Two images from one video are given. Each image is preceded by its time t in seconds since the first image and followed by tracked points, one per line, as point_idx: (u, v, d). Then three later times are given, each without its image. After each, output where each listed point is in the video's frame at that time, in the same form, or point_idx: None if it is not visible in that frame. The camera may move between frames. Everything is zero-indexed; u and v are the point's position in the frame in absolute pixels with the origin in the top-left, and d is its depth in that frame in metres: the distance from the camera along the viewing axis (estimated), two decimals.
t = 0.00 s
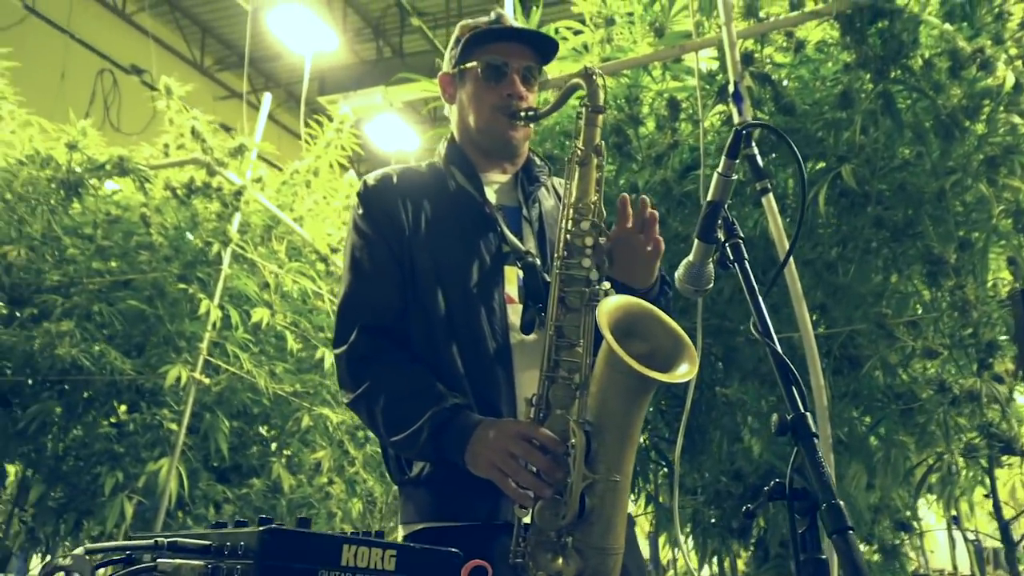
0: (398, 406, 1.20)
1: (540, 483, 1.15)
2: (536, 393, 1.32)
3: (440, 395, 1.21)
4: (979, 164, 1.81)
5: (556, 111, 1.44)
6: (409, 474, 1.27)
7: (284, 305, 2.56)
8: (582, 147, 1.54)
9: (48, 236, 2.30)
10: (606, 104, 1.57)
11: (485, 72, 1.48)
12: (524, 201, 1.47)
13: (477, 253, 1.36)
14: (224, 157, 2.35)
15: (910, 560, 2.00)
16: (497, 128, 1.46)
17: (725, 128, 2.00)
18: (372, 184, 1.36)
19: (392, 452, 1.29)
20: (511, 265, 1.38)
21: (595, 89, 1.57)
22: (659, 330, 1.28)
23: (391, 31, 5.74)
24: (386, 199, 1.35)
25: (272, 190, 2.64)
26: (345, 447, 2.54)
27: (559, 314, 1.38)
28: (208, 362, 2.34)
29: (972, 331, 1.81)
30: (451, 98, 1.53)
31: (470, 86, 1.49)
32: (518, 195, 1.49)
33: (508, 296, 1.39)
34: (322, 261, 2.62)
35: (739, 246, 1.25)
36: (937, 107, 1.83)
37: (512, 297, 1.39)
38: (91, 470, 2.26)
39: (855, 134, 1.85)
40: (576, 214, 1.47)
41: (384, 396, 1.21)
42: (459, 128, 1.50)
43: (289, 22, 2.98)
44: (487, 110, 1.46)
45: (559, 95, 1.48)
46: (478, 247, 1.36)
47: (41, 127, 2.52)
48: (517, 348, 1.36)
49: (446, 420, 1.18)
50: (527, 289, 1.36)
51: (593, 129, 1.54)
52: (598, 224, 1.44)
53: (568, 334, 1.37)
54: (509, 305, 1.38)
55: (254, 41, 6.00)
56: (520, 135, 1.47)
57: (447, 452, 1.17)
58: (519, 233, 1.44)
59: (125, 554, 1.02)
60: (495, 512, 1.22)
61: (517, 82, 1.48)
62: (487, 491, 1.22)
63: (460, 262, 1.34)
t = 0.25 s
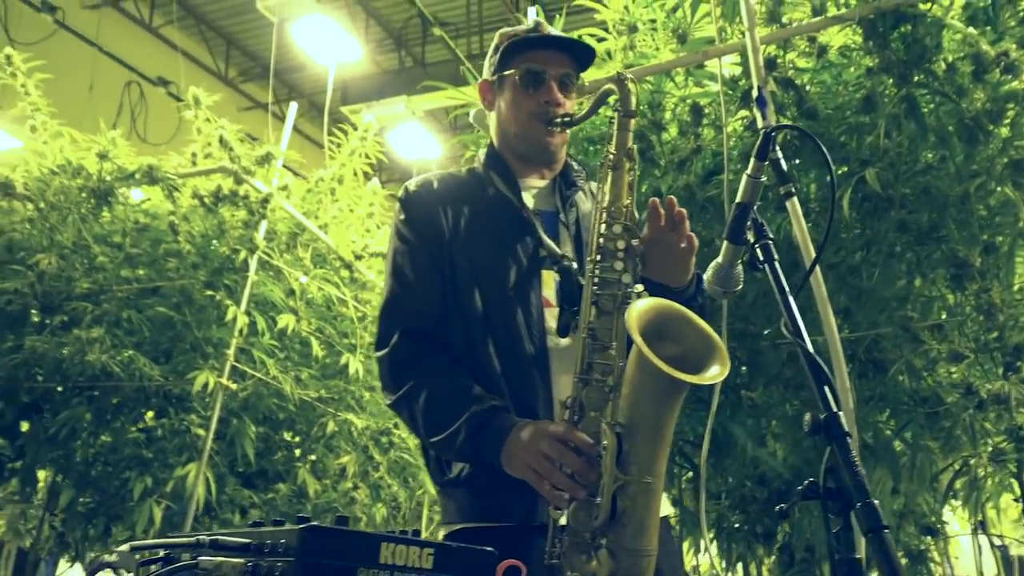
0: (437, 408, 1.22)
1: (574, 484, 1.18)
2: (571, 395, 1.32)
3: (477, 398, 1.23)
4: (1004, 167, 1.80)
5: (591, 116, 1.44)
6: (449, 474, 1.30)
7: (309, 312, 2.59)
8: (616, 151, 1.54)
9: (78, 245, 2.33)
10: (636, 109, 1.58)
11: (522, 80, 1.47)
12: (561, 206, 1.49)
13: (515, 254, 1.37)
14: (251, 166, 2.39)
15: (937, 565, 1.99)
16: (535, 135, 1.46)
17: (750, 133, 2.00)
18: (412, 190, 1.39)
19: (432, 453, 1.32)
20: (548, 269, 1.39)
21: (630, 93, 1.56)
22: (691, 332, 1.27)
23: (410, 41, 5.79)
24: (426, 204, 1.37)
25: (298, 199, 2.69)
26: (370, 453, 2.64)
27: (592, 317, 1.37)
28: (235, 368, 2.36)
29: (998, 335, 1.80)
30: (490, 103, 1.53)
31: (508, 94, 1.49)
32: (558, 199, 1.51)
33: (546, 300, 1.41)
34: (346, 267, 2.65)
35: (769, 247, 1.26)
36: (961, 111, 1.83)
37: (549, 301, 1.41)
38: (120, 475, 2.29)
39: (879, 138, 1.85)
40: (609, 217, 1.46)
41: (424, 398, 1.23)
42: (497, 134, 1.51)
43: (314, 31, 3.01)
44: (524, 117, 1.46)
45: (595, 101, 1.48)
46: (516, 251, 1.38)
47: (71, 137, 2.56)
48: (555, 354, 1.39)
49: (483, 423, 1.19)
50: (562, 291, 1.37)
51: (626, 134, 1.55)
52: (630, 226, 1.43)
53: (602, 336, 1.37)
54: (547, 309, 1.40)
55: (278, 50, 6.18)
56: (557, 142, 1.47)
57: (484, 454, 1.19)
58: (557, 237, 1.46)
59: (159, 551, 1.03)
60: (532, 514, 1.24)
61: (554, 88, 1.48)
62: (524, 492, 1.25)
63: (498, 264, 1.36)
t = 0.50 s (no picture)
0: (486, 406, 1.29)
1: (618, 476, 1.21)
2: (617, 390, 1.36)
3: (523, 396, 1.29)
4: None
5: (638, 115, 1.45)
6: (502, 470, 1.36)
7: (336, 316, 2.62)
8: (658, 151, 1.57)
9: (112, 250, 2.36)
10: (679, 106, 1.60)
11: (571, 82, 1.49)
12: (609, 205, 1.48)
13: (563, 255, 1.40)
14: (280, 171, 2.42)
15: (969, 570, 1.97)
16: (583, 135, 1.47)
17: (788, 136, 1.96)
18: (464, 195, 1.44)
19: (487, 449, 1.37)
20: (595, 268, 1.40)
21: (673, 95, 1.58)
22: (732, 327, 1.31)
23: (432, 47, 5.84)
24: (476, 209, 1.42)
25: (325, 205, 2.67)
26: (397, 456, 2.66)
27: (636, 313, 1.41)
28: (265, 371, 2.39)
29: None
30: (539, 107, 1.54)
31: (557, 96, 1.50)
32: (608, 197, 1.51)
33: (594, 298, 1.42)
34: (373, 271, 2.68)
35: (805, 246, 1.27)
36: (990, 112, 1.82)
37: (599, 299, 1.42)
38: (153, 476, 2.32)
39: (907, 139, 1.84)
40: (652, 214, 1.49)
41: (473, 397, 1.30)
42: (547, 136, 1.52)
43: (340, 38, 3.05)
44: (573, 119, 1.47)
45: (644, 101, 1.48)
46: (563, 252, 1.40)
47: (104, 144, 2.60)
48: (602, 351, 1.41)
49: (531, 421, 1.25)
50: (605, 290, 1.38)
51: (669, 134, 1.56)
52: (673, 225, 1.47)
53: (646, 332, 1.40)
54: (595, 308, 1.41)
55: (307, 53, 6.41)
56: (606, 142, 1.47)
57: (532, 449, 1.25)
58: (604, 235, 1.46)
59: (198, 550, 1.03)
60: (581, 511, 1.30)
61: (602, 91, 1.49)
62: (573, 484, 1.31)
63: (546, 264, 1.39)
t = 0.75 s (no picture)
0: (536, 404, 1.38)
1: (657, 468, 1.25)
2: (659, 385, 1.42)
3: (571, 393, 1.37)
4: None
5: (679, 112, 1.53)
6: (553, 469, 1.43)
7: (367, 319, 2.64)
8: (695, 145, 1.61)
9: (148, 254, 2.42)
10: (716, 101, 1.64)
11: (615, 87, 1.59)
12: (657, 203, 1.59)
13: (609, 263, 1.50)
14: (313, 175, 2.41)
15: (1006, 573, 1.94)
16: (629, 135, 1.56)
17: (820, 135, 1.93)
18: (515, 204, 1.57)
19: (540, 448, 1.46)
20: (641, 264, 1.50)
21: (708, 89, 1.62)
22: (767, 319, 1.34)
23: (456, 52, 5.86)
24: (527, 217, 1.54)
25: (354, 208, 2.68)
26: (426, 457, 2.73)
27: (675, 308, 1.47)
28: (297, 373, 2.42)
29: None
30: (588, 113, 1.65)
31: (603, 101, 1.61)
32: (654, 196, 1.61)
33: (643, 294, 1.52)
34: (402, 274, 2.70)
35: (844, 245, 1.27)
36: None
37: (646, 294, 1.52)
38: (189, 476, 2.38)
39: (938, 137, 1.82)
40: (690, 209, 1.53)
41: (524, 394, 1.39)
42: (596, 141, 1.62)
43: (368, 44, 3.10)
44: (619, 121, 1.57)
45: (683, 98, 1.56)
46: (609, 250, 1.51)
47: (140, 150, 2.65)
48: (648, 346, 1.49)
49: (578, 416, 1.33)
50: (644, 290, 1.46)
51: (705, 127, 1.61)
52: (711, 220, 1.52)
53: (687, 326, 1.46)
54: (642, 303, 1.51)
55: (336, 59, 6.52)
56: (651, 140, 1.56)
57: (579, 444, 1.33)
58: (652, 235, 1.56)
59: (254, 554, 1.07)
60: (626, 507, 1.38)
61: (645, 92, 1.59)
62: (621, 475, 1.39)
63: (593, 263, 1.50)
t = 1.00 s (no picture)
0: (580, 409, 1.42)
1: (698, 475, 1.25)
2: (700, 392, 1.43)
3: (614, 398, 1.41)
4: None
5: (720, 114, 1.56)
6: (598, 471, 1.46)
7: (396, 321, 2.64)
8: (735, 149, 1.62)
9: (181, 256, 2.45)
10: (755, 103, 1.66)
11: (656, 89, 1.63)
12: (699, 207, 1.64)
13: (651, 270, 1.53)
14: (341, 176, 2.45)
15: None
16: (672, 138, 1.60)
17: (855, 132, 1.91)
18: (558, 211, 1.61)
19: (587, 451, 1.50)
20: (683, 268, 1.53)
21: (749, 91, 1.64)
22: (808, 324, 1.33)
23: (480, 52, 5.88)
24: (570, 224, 1.59)
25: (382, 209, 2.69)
26: (456, 457, 2.74)
27: (716, 314, 1.49)
28: (328, 374, 2.44)
29: None
30: (631, 116, 1.69)
31: (645, 104, 1.65)
32: (698, 198, 1.66)
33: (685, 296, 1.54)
34: (430, 275, 2.71)
35: (888, 243, 1.29)
36: None
37: (688, 297, 1.54)
38: (224, 475, 2.41)
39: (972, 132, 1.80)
40: (731, 214, 1.55)
41: (568, 398, 1.43)
42: (639, 143, 1.66)
43: (394, 45, 3.09)
44: (661, 123, 1.61)
45: (724, 100, 1.59)
46: (650, 254, 1.54)
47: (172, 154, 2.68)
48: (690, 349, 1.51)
49: (620, 422, 1.36)
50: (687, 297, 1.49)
51: (745, 129, 1.63)
52: (751, 224, 1.53)
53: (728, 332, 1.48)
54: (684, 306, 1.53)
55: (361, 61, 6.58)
56: (694, 142, 1.60)
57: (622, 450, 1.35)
58: (695, 238, 1.60)
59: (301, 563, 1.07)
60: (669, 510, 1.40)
61: (687, 95, 1.63)
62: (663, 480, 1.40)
63: (635, 268, 1.53)
